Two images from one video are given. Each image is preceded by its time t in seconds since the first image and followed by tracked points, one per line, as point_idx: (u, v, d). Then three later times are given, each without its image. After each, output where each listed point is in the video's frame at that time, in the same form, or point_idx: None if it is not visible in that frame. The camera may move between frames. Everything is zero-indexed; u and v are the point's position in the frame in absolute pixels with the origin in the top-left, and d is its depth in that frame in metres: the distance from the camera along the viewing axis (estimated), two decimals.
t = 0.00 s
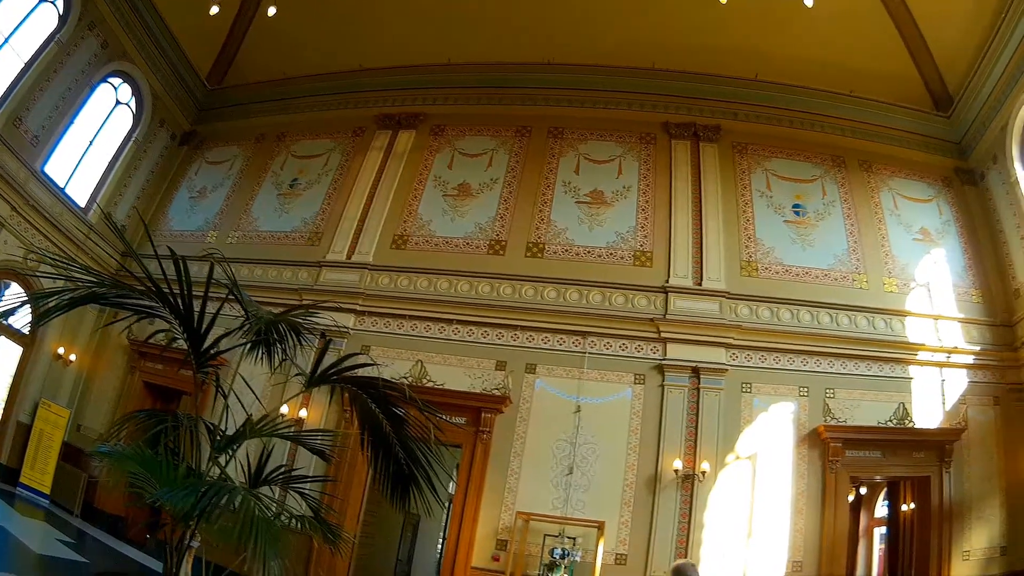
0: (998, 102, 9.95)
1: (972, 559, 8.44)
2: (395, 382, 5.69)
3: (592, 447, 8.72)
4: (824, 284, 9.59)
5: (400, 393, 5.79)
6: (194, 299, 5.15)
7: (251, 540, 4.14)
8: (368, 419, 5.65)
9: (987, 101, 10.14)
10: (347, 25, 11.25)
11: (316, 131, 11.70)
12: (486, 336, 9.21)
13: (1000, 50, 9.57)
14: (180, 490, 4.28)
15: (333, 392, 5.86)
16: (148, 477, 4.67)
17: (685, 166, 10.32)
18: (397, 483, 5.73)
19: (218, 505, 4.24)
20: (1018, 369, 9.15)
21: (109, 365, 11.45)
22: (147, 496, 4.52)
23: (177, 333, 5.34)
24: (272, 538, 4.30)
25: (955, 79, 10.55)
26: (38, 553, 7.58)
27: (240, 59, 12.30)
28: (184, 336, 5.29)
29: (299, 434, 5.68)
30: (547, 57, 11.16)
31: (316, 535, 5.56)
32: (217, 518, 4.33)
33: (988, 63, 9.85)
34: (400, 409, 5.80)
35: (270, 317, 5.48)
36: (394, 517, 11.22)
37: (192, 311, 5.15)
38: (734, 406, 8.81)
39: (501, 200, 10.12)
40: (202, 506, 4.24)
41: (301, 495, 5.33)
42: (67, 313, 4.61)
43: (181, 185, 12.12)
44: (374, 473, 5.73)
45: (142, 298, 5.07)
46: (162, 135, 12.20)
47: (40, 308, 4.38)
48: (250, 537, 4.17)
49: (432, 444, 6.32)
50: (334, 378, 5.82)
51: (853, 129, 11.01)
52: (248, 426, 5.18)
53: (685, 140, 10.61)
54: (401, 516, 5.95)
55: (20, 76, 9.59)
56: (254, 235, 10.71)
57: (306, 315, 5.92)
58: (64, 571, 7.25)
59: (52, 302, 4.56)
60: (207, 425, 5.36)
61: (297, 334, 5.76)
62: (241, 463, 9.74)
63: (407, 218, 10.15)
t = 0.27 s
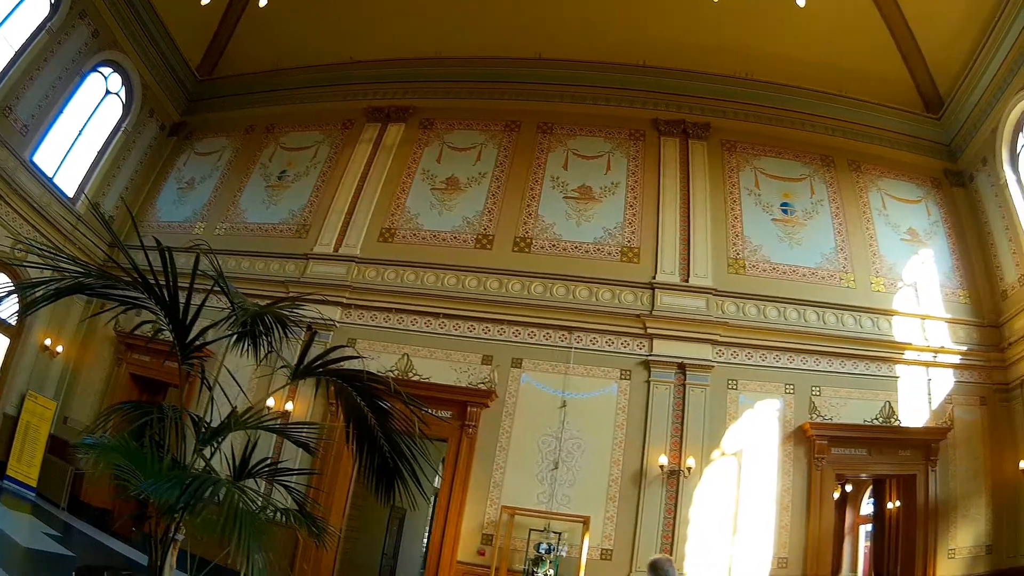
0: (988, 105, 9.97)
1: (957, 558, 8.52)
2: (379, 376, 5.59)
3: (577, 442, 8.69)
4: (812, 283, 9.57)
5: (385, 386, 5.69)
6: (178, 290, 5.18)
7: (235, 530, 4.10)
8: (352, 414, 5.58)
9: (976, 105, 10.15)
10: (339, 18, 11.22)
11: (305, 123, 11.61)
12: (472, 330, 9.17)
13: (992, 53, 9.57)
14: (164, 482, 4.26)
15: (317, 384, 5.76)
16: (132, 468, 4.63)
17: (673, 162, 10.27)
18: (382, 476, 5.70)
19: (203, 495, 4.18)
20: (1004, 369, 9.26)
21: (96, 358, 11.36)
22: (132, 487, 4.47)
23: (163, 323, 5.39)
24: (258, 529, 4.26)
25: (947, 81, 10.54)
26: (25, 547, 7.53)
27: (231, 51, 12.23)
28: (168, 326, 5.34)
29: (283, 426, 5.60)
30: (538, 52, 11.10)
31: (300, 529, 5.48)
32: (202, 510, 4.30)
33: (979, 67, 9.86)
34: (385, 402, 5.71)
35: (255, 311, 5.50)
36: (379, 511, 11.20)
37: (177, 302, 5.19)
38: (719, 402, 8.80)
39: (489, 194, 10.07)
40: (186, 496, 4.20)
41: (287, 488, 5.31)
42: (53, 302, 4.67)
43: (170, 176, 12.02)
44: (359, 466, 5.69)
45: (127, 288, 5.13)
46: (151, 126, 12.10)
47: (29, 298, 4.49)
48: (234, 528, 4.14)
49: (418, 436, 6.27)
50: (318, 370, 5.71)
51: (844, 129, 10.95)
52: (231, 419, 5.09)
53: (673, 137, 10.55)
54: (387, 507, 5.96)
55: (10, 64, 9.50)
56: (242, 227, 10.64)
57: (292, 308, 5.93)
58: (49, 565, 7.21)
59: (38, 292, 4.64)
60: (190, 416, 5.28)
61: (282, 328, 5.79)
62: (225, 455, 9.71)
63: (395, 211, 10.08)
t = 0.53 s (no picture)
0: (976, 108, 10.00)
1: (945, 557, 8.59)
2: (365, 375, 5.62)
3: (564, 441, 8.66)
4: (799, 283, 9.55)
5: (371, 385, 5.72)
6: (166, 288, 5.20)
7: (219, 528, 4.11)
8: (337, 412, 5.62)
9: (964, 108, 10.19)
10: (329, 17, 11.18)
11: (293, 120, 11.54)
12: (458, 329, 9.13)
13: (980, 56, 9.60)
14: (150, 482, 4.30)
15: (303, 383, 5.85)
16: (118, 467, 4.62)
17: (661, 161, 10.24)
18: (368, 475, 5.72)
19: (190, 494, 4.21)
20: (991, 369, 9.35)
21: (83, 356, 11.30)
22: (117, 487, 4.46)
23: (149, 321, 5.38)
24: (243, 530, 4.26)
25: (936, 82, 10.55)
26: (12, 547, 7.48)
27: (220, 48, 12.16)
28: (156, 324, 5.34)
29: (269, 425, 5.73)
30: (527, 50, 11.05)
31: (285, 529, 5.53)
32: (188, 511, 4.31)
33: (966, 70, 9.89)
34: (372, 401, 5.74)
35: (242, 309, 5.55)
36: (366, 510, 11.17)
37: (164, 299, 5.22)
38: (706, 401, 8.78)
39: (477, 192, 10.02)
40: (171, 497, 4.19)
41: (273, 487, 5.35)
42: (42, 299, 4.67)
43: (158, 173, 11.93)
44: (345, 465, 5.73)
45: (115, 286, 5.16)
46: (140, 123, 12.01)
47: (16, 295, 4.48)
48: (219, 527, 4.14)
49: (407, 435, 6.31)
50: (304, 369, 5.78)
51: (833, 129, 10.92)
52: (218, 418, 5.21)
53: (661, 137, 10.51)
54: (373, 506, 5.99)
55: None
56: (228, 224, 10.58)
57: (278, 307, 5.95)
58: (35, 565, 7.16)
59: (25, 289, 4.66)
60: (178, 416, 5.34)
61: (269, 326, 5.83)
62: (211, 454, 9.69)
63: (382, 210, 10.03)
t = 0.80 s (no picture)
0: (966, 108, 10.03)
1: (930, 554, 8.68)
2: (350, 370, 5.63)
3: (550, 436, 8.64)
4: (786, 279, 9.54)
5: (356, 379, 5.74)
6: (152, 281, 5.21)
7: (203, 523, 4.12)
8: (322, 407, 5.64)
9: (953, 108, 10.24)
10: (318, 10, 11.10)
11: (281, 113, 11.46)
12: (445, 323, 9.09)
13: (970, 57, 9.61)
14: (135, 475, 4.29)
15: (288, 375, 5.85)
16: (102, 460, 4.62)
17: (649, 157, 10.21)
18: (353, 468, 5.77)
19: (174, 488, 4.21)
20: (978, 368, 9.41)
21: (70, 350, 11.22)
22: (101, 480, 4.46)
23: (136, 314, 5.39)
24: (227, 523, 4.27)
25: (925, 81, 10.57)
26: None
27: (210, 40, 12.07)
28: (141, 317, 5.35)
29: (255, 418, 5.79)
30: (517, 44, 10.98)
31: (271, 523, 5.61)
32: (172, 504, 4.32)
33: (956, 71, 9.92)
34: (357, 395, 5.76)
35: (227, 302, 5.49)
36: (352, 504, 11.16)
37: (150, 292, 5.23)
38: (692, 397, 8.76)
39: (464, 186, 9.97)
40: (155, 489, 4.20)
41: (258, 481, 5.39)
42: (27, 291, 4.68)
43: (146, 166, 11.85)
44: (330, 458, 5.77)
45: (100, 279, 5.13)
46: (128, 115, 11.91)
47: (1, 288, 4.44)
48: (202, 522, 4.15)
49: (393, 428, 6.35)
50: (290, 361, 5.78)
51: (822, 127, 10.91)
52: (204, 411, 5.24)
53: (649, 133, 10.47)
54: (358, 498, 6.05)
55: None
56: (215, 217, 10.52)
57: (264, 298, 5.98)
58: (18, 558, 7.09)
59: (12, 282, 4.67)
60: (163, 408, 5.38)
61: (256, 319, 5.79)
62: (195, 447, 9.66)
63: (369, 203, 9.98)
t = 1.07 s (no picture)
0: (954, 111, 10.09)
1: (915, 553, 8.71)
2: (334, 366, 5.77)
3: (534, 434, 8.62)
4: (772, 279, 9.54)
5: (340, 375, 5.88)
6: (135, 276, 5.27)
7: (185, 520, 4.15)
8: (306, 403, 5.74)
9: (941, 111, 10.29)
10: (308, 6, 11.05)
11: (270, 109, 11.41)
12: (430, 320, 9.06)
13: (960, 60, 9.65)
14: (119, 469, 4.27)
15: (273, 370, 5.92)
16: (87, 456, 4.65)
17: (636, 156, 10.19)
18: (336, 464, 5.86)
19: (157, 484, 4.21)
20: (964, 369, 9.47)
21: (56, 345, 11.14)
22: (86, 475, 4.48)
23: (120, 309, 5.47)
24: (211, 518, 4.32)
25: (914, 84, 10.60)
26: None
27: (199, 36, 12.02)
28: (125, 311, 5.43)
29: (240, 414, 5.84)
30: (506, 42, 10.94)
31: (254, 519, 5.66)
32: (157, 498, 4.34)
33: (945, 74, 9.97)
34: (340, 391, 5.88)
35: (213, 297, 5.67)
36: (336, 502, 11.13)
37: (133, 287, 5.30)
38: (677, 395, 8.76)
39: (451, 183, 9.94)
40: (140, 483, 4.23)
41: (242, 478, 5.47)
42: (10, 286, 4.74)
43: (134, 161, 11.78)
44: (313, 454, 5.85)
45: (85, 274, 5.21)
46: (117, 109, 11.84)
47: None
48: (185, 518, 4.18)
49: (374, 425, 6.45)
50: (273, 356, 5.81)
51: (810, 128, 10.95)
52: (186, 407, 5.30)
53: (637, 132, 10.45)
54: (342, 495, 6.14)
55: None
56: (202, 212, 10.47)
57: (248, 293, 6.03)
58: None
59: None
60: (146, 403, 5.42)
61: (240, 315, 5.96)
62: (179, 442, 9.64)
63: (356, 199, 9.94)
